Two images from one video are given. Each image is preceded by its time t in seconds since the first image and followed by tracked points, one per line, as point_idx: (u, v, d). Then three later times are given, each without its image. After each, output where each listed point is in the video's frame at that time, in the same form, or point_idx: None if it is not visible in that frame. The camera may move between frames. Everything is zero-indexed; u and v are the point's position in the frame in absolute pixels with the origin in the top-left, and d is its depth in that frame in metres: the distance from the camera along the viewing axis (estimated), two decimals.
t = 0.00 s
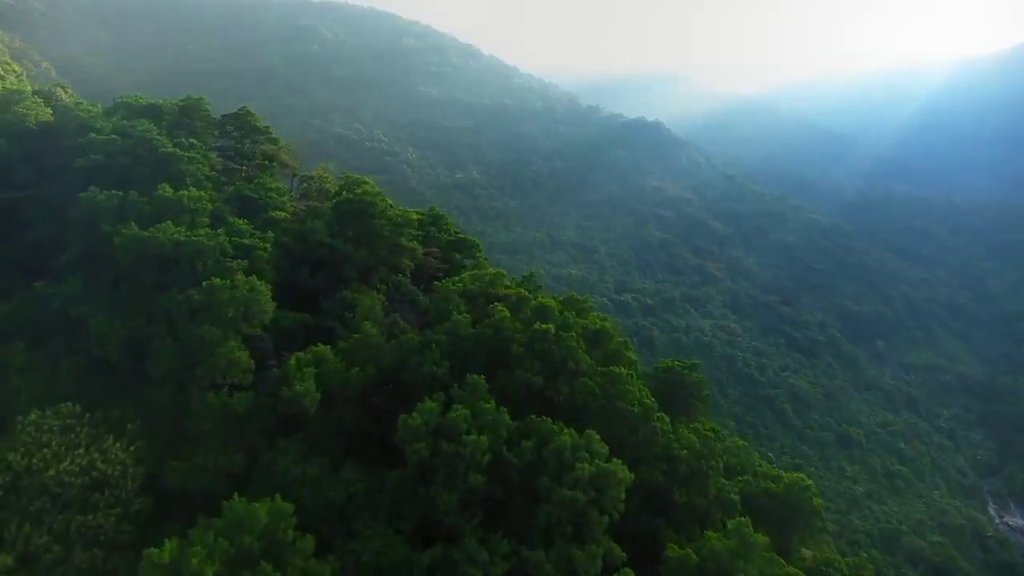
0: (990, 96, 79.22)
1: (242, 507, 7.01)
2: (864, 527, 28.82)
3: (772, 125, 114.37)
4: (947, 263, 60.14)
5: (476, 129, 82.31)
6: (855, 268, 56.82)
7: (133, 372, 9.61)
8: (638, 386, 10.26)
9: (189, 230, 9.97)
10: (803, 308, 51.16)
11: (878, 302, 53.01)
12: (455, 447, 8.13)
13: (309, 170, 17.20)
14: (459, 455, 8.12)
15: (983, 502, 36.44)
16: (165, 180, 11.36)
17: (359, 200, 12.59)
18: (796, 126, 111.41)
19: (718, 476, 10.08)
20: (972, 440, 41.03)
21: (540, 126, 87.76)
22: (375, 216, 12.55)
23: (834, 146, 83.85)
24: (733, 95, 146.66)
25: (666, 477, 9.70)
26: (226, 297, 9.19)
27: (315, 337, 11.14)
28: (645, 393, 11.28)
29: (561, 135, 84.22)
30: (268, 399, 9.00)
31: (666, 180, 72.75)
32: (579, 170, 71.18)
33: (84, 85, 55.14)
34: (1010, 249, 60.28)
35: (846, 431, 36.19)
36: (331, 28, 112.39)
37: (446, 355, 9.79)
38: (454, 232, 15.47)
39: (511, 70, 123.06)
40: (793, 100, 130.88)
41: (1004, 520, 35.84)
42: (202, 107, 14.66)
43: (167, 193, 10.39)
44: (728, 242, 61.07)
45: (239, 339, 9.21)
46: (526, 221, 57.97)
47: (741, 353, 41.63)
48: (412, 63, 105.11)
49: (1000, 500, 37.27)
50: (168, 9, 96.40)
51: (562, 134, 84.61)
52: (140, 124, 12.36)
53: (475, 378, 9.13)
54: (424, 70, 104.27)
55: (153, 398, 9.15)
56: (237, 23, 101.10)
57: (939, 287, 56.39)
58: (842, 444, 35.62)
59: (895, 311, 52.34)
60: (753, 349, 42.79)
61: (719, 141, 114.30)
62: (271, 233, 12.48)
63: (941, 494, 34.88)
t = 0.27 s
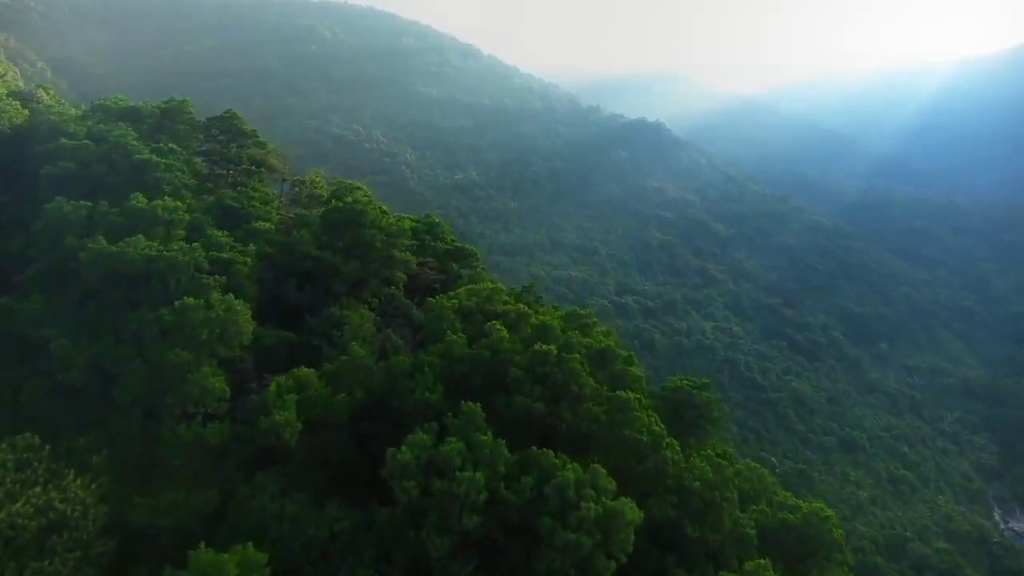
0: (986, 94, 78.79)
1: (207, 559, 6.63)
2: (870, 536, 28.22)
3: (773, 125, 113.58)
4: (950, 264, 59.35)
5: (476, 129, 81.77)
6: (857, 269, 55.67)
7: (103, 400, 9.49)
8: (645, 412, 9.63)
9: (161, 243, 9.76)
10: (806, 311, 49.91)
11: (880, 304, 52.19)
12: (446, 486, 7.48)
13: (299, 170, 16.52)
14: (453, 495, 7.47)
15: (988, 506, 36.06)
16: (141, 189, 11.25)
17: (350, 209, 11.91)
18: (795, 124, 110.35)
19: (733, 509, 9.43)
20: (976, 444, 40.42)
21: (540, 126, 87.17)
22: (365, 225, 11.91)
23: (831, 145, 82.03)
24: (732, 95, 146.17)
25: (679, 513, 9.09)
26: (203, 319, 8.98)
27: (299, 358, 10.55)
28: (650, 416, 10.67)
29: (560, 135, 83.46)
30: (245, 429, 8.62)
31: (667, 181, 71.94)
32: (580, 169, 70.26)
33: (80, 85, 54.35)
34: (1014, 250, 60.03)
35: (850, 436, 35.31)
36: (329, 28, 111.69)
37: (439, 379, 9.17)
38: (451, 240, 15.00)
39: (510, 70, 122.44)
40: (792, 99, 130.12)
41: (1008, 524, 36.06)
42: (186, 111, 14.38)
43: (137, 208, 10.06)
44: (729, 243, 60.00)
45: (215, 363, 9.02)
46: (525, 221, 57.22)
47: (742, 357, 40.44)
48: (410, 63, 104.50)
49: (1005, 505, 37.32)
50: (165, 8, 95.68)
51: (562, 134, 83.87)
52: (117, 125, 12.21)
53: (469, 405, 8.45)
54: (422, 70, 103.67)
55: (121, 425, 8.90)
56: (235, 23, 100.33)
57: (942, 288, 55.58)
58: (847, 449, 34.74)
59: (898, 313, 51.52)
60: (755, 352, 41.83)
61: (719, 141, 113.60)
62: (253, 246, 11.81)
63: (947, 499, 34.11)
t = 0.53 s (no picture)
0: (986, 94, 77.55)
1: None
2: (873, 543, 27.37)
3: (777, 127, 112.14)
4: (951, 266, 58.32)
5: (476, 131, 80.73)
6: (863, 272, 54.77)
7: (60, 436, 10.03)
8: (656, 449, 9.75)
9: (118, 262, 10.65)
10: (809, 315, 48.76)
11: (883, 305, 51.02)
12: (436, 541, 7.47)
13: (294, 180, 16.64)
14: (445, 554, 7.45)
15: (995, 513, 34.90)
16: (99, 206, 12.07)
17: (336, 222, 12.21)
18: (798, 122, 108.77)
19: (753, 550, 9.61)
20: (981, 448, 39.39)
21: (543, 128, 86.11)
22: (354, 240, 12.25)
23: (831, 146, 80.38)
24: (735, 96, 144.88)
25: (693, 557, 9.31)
26: (162, 353, 9.42)
27: (276, 387, 11.01)
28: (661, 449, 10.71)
29: (560, 136, 82.38)
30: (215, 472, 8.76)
31: (668, 182, 70.86)
32: (583, 172, 68.98)
33: (76, 84, 53.58)
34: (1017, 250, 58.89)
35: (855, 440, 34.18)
36: (327, 28, 110.50)
37: (430, 415, 9.15)
38: (446, 249, 15.11)
39: (511, 70, 121.21)
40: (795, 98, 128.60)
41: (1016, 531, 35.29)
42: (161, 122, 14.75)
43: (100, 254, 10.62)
44: (731, 245, 58.77)
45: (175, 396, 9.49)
46: (526, 223, 56.20)
47: (744, 359, 39.05)
48: (410, 64, 103.32)
49: (1012, 512, 36.65)
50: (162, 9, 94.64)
51: (563, 135, 82.70)
52: (84, 137, 13.38)
53: (463, 445, 8.51)
54: (421, 71, 102.48)
55: (80, 470, 9.39)
56: (233, 23, 99.20)
57: (947, 288, 54.49)
58: (851, 453, 33.64)
59: (902, 314, 50.42)
60: (759, 354, 40.55)
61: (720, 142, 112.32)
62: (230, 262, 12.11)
63: (954, 505, 33.01)
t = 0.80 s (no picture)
0: (986, 94, 76.63)
1: None
2: (881, 551, 26.57)
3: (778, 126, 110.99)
4: (954, 267, 57.43)
5: (475, 132, 79.80)
6: (865, 274, 53.88)
7: None
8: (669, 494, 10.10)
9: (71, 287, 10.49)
10: (811, 317, 47.91)
11: (885, 308, 50.19)
12: None
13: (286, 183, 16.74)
14: None
15: (1001, 519, 33.95)
16: (54, 222, 11.96)
17: (320, 236, 12.37)
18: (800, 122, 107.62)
19: None
20: (986, 452, 38.52)
21: (543, 129, 85.22)
22: (338, 256, 12.44)
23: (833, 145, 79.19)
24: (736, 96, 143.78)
25: None
26: (121, 384, 9.31)
27: (250, 417, 11.27)
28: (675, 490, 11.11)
29: (560, 137, 81.34)
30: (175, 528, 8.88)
31: (669, 184, 69.91)
32: (582, 173, 67.94)
33: (68, 85, 52.83)
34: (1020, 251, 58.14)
35: (858, 445, 33.30)
36: (326, 28, 109.54)
37: (419, 454, 9.55)
38: (442, 262, 14.81)
39: (511, 70, 120.20)
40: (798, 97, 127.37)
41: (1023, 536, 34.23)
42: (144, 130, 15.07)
43: (54, 279, 10.50)
44: (733, 246, 57.72)
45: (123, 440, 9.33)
46: (525, 224, 55.26)
47: (746, 362, 38.12)
48: (409, 64, 102.40)
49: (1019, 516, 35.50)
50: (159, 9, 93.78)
51: (563, 136, 81.74)
52: (41, 146, 13.33)
53: (457, 493, 8.54)
54: (421, 71, 101.53)
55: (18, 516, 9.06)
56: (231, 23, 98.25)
57: (950, 290, 53.60)
58: (854, 460, 32.76)
59: (905, 316, 49.57)
60: (761, 357, 39.64)
61: (722, 142, 111.32)
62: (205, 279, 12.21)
63: (960, 511, 32.08)
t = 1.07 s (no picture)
0: (986, 94, 76.02)
1: None
2: (885, 557, 25.99)
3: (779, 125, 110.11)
4: (956, 267, 56.77)
5: (475, 132, 79.16)
6: (866, 275, 53.13)
7: None
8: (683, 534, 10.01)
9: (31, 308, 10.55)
10: (813, 318, 47.27)
11: (886, 309, 49.60)
12: None
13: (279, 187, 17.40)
14: None
15: (1006, 524, 33.30)
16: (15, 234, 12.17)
17: (305, 249, 13.10)
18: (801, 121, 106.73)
19: None
20: (989, 456, 37.91)
21: (543, 129, 84.63)
22: (325, 270, 13.12)
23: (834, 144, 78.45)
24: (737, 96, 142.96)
25: None
26: (78, 416, 9.26)
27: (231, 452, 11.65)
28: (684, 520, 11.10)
29: (560, 138, 80.67)
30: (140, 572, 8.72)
31: (669, 184, 69.23)
32: (582, 173, 67.18)
33: (63, 85, 52.28)
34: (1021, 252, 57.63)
35: (861, 448, 32.66)
36: (326, 28, 108.84)
37: (407, 491, 9.42)
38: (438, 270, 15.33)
39: (511, 70, 119.49)
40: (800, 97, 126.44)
41: None
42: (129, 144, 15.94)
43: (12, 300, 10.53)
44: (734, 247, 56.99)
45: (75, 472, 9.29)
46: (525, 225, 54.59)
47: (747, 363, 37.44)
48: (408, 64, 101.71)
49: None
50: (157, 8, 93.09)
51: (563, 137, 81.00)
52: (11, 151, 14.04)
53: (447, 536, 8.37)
54: (420, 71, 100.83)
55: None
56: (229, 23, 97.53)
57: (952, 292, 52.99)
58: (857, 463, 32.12)
59: (907, 318, 48.98)
60: (763, 359, 38.97)
61: (723, 143, 110.60)
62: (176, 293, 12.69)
63: (963, 516, 31.46)
